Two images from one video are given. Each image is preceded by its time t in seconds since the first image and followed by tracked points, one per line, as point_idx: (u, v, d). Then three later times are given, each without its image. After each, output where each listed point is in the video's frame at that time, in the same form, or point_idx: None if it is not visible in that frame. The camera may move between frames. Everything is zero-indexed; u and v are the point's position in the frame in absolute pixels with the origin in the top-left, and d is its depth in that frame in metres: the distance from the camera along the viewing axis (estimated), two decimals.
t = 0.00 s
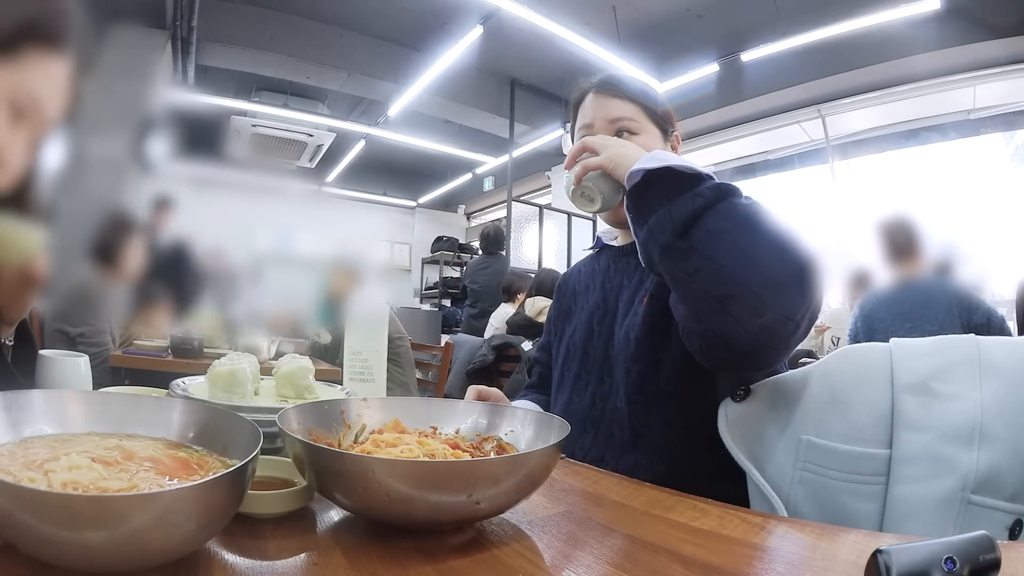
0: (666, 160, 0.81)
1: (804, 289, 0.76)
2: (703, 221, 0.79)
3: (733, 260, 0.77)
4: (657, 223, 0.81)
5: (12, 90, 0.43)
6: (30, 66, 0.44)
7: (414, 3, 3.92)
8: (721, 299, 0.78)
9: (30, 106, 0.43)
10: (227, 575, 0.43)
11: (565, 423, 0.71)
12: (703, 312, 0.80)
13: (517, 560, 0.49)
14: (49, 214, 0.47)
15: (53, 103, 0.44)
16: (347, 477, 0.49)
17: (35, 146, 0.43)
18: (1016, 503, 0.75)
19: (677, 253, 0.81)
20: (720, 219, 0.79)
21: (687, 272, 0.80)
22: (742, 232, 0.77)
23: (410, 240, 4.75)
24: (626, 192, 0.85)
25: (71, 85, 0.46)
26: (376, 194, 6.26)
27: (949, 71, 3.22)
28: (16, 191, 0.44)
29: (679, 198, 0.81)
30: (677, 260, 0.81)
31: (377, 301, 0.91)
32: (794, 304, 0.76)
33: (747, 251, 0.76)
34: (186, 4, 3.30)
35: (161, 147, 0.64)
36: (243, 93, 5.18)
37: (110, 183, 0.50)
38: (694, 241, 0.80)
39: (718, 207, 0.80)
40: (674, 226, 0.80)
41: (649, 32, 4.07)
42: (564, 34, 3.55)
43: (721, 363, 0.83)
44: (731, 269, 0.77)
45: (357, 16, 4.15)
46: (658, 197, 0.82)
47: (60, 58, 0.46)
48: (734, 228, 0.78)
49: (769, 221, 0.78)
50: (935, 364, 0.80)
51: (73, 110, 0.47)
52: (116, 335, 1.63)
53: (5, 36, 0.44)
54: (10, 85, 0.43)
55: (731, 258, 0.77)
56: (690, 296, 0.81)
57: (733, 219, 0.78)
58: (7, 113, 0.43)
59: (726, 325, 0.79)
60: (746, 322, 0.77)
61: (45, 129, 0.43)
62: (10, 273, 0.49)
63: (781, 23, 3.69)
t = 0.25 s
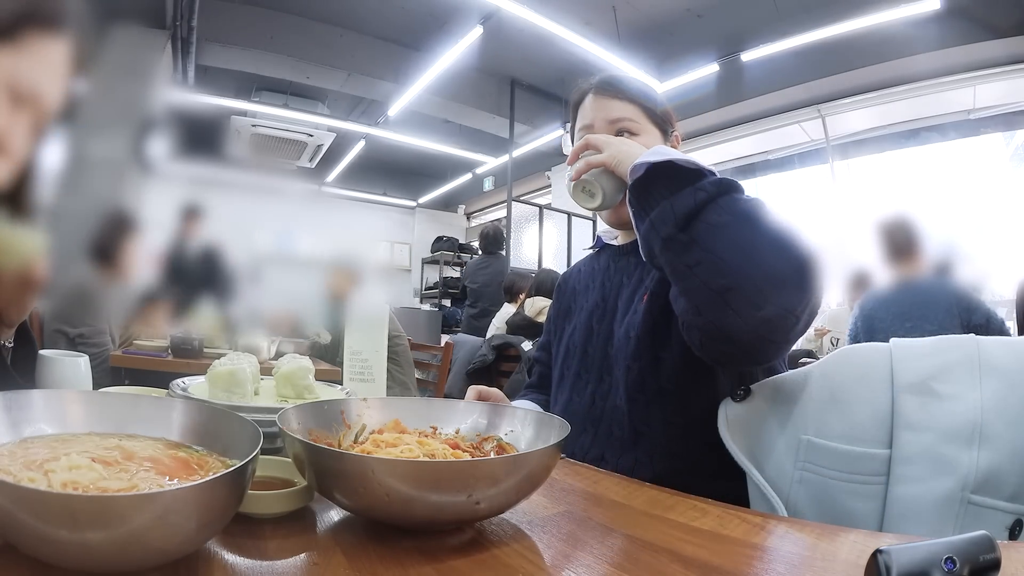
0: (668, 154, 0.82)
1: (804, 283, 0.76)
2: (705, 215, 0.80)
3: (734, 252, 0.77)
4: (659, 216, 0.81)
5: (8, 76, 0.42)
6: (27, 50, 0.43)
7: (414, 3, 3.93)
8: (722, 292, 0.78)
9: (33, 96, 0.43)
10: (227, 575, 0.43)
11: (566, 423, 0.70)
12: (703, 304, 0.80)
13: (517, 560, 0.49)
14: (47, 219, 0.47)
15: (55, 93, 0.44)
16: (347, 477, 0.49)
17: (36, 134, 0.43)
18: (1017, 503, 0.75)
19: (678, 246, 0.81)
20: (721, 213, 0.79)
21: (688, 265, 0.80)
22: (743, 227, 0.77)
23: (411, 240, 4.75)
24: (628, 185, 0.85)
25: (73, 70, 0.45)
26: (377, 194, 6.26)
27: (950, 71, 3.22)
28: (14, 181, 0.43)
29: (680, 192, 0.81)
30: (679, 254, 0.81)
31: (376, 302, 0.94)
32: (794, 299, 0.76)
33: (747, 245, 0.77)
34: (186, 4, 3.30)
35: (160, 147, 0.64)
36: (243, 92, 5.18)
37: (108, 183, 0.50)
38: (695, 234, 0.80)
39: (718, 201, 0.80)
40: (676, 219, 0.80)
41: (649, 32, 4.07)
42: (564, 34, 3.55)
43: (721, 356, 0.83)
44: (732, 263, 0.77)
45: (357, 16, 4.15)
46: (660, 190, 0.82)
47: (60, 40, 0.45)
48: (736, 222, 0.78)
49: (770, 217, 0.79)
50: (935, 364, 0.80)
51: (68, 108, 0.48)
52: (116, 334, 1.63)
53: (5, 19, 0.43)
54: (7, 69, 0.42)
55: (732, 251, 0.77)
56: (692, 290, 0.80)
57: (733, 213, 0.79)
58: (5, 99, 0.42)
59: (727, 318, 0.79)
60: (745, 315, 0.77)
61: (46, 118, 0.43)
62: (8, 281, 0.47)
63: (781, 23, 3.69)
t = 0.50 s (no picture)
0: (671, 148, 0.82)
1: (805, 277, 0.76)
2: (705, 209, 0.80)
3: (734, 246, 0.77)
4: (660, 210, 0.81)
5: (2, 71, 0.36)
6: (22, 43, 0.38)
7: (414, 3, 3.93)
8: (722, 286, 0.78)
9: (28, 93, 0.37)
10: None
11: (565, 423, 0.71)
12: (703, 295, 0.80)
13: (517, 560, 0.49)
14: (45, 218, 0.46)
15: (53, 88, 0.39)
16: (347, 477, 0.49)
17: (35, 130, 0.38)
18: (1016, 503, 0.75)
19: (678, 239, 0.81)
20: (723, 207, 0.79)
21: (688, 258, 0.80)
22: (743, 222, 0.78)
23: (411, 241, 4.75)
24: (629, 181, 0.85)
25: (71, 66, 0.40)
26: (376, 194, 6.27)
27: (950, 71, 3.22)
28: (9, 180, 0.38)
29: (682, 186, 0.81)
30: (678, 247, 0.81)
31: (377, 303, 0.95)
32: (794, 292, 0.76)
33: (748, 239, 0.77)
34: (187, 4, 3.31)
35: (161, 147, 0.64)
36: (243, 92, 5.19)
37: (106, 183, 0.51)
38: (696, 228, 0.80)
39: (720, 196, 0.81)
40: (678, 212, 0.80)
41: (649, 32, 4.08)
42: (564, 34, 3.56)
43: (721, 350, 0.83)
44: (733, 256, 0.77)
45: (357, 16, 4.16)
46: (662, 184, 0.82)
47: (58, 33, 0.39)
48: (736, 218, 0.78)
49: (769, 213, 0.79)
50: (936, 365, 0.80)
51: (65, 108, 0.47)
52: (116, 334, 1.63)
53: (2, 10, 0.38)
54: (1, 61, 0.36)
55: (734, 244, 0.77)
56: (693, 283, 0.80)
57: (734, 207, 0.79)
58: None
59: (726, 311, 0.79)
60: (745, 308, 0.77)
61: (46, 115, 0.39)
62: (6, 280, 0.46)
63: (781, 23, 3.69)
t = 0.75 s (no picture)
0: (671, 156, 0.81)
1: (805, 287, 0.76)
2: (705, 217, 0.80)
3: (735, 255, 0.77)
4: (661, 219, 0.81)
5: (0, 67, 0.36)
6: (22, 39, 0.37)
7: (414, 3, 3.93)
8: (723, 294, 0.78)
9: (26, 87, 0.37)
10: None
11: (565, 423, 0.71)
12: (703, 306, 0.80)
13: (517, 560, 0.49)
14: (47, 218, 0.45)
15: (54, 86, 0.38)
16: (347, 477, 0.49)
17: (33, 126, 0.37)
18: (1016, 503, 0.75)
19: (678, 247, 0.81)
20: (724, 214, 0.79)
21: (689, 267, 0.80)
22: (743, 229, 0.77)
23: (411, 241, 4.76)
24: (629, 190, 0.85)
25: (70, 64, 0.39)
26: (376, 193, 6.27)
27: (950, 71, 3.22)
28: (7, 178, 0.37)
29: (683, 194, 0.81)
30: (679, 255, 0.81)
31: (377, 302, 0.93)
32: (794, 301, 0.76)
33: (750, 248, 0.76)
34: (187, 4, 3.31)
35: (162, 147, 0.65)
36: (243, 92, 5.20)
37: (102, 182, 0.50)
38: (697, 236, 0.80)
39: (721, 203, 0.80)
40: (678, 220, 0.79)
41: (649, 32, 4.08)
42: (564, 34, 3.56)
43: (722, 358, 0.83)
44: (733, 266, 0.77)
45: (357, 16, 4.16)
46: (664, 191, 0.82)
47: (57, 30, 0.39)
48: (737, 226, 0.78)
49: (770, 219, 0.79)
50: (935, 365, 0.80)
51: (64, 107, 0.47)
52: (116, 334, 1.63)
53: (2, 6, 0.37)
54: None
55: (735, 253, 0.77)
56: (694, 293, 0.80)
57: (735, 214, 0.79)
58: None
59: (727, 320, 0.79)
60: (746, 318, 0.77)
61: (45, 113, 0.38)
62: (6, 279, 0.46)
63: (781, 23, 3.69)
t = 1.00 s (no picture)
0: (672, 196, 0.73)
1: (801, 325, 0.75)
2: (708, 257, 0.74)
3: (740, 304, 0.72)
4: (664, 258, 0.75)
5: (9, 73, 0.41)
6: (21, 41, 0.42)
7: (415, 3, 3.93)
8: (725, 342, 0.74)
9: (32, 89, 0.42)
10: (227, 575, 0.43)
11: (565, 423, 0.70)
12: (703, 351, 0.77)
13: (517, 560, 0.49)
14: (46, 218, 0.46)
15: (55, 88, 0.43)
16: (347, 477, 0.49)
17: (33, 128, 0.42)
18: (1016, 502, 0.75)
19: (678, 290, 0.76)
20: (724, 257, 0.73)
21: (690, 311, 0.75)
22: (747, 273, 0.72)
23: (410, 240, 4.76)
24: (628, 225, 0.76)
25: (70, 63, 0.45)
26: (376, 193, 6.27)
27: (950, 71, 3.22)
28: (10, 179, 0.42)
29: (682, 234, 0.74)
30: (679, 298, 0.76)
31: (377, 303, 0.90)
32: (790, 344, 0.75)
33: (751, 296, 0.72)
34: (187, 4, 3.31)
35: (161, 146, 0.65)
36: (243, 92, 5.20)
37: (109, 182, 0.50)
38: (699, 279, 0.74)
39: (721, 243, 0.73)
40: (679, 264, 0.74)
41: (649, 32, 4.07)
42: (564, 34, 3.55)
43: (719, 392, 0.82)
44: (737, 315, 0.73)
45: (358, 16, 4.16)
46: (661, 228, 0.74)
47: (59, 35, 0.44)
48: (741, 267, 0.73)
49: (773, 254, 0.74)
50: (935, 364, 0.79)
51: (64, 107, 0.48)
52: (116, 334, 1.63)
53: (4, 14, 0.42)
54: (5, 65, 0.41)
55: (739, 303, 0.72)
56: (694, 337, 0.77)
57: (737, 255, 0.73)
58: (6, 94, 0.42)
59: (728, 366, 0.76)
60: (748, 369, 0.75)
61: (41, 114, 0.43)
62: (7, 278, 0.46)
63: (781, 23, 3.69)
